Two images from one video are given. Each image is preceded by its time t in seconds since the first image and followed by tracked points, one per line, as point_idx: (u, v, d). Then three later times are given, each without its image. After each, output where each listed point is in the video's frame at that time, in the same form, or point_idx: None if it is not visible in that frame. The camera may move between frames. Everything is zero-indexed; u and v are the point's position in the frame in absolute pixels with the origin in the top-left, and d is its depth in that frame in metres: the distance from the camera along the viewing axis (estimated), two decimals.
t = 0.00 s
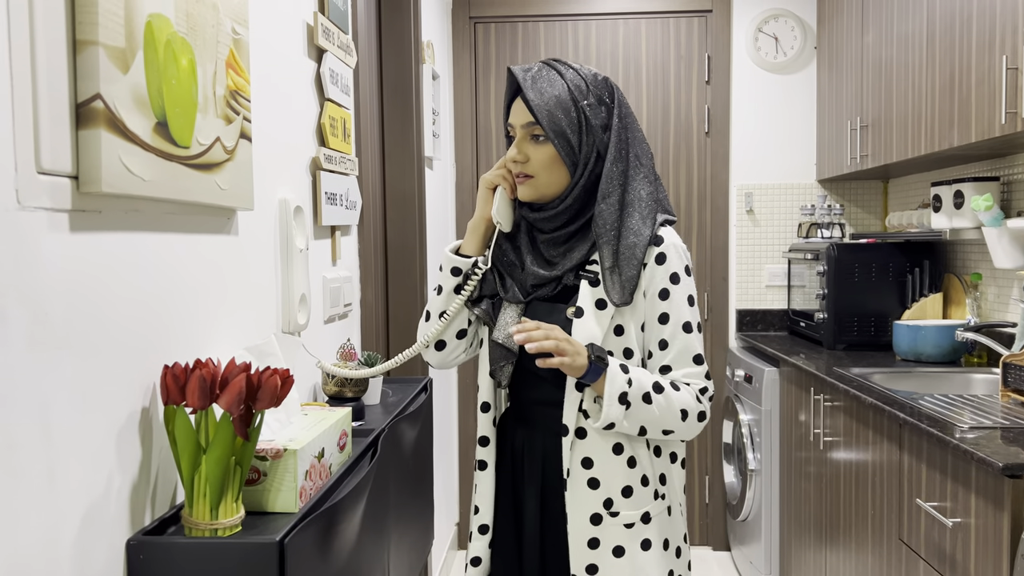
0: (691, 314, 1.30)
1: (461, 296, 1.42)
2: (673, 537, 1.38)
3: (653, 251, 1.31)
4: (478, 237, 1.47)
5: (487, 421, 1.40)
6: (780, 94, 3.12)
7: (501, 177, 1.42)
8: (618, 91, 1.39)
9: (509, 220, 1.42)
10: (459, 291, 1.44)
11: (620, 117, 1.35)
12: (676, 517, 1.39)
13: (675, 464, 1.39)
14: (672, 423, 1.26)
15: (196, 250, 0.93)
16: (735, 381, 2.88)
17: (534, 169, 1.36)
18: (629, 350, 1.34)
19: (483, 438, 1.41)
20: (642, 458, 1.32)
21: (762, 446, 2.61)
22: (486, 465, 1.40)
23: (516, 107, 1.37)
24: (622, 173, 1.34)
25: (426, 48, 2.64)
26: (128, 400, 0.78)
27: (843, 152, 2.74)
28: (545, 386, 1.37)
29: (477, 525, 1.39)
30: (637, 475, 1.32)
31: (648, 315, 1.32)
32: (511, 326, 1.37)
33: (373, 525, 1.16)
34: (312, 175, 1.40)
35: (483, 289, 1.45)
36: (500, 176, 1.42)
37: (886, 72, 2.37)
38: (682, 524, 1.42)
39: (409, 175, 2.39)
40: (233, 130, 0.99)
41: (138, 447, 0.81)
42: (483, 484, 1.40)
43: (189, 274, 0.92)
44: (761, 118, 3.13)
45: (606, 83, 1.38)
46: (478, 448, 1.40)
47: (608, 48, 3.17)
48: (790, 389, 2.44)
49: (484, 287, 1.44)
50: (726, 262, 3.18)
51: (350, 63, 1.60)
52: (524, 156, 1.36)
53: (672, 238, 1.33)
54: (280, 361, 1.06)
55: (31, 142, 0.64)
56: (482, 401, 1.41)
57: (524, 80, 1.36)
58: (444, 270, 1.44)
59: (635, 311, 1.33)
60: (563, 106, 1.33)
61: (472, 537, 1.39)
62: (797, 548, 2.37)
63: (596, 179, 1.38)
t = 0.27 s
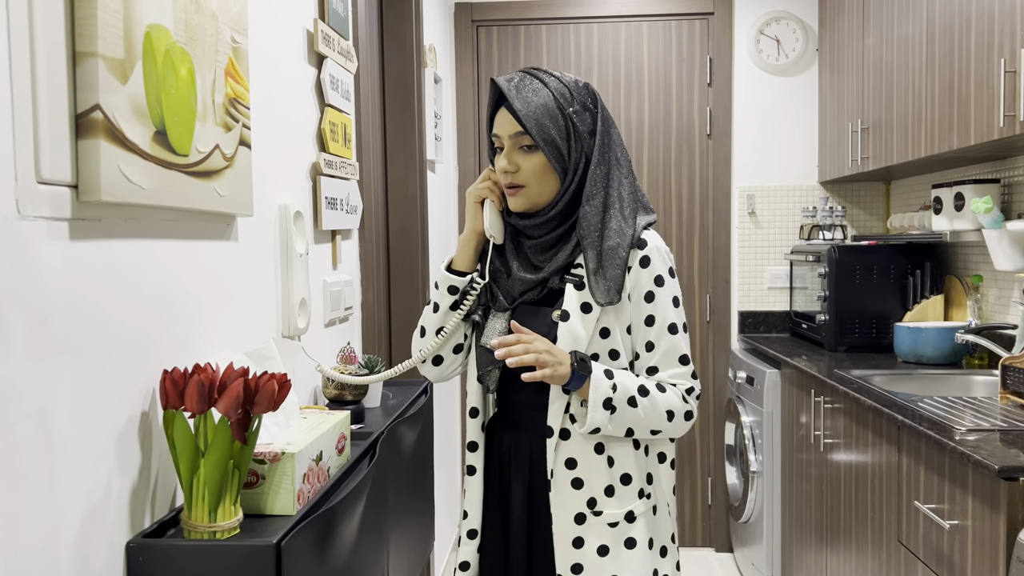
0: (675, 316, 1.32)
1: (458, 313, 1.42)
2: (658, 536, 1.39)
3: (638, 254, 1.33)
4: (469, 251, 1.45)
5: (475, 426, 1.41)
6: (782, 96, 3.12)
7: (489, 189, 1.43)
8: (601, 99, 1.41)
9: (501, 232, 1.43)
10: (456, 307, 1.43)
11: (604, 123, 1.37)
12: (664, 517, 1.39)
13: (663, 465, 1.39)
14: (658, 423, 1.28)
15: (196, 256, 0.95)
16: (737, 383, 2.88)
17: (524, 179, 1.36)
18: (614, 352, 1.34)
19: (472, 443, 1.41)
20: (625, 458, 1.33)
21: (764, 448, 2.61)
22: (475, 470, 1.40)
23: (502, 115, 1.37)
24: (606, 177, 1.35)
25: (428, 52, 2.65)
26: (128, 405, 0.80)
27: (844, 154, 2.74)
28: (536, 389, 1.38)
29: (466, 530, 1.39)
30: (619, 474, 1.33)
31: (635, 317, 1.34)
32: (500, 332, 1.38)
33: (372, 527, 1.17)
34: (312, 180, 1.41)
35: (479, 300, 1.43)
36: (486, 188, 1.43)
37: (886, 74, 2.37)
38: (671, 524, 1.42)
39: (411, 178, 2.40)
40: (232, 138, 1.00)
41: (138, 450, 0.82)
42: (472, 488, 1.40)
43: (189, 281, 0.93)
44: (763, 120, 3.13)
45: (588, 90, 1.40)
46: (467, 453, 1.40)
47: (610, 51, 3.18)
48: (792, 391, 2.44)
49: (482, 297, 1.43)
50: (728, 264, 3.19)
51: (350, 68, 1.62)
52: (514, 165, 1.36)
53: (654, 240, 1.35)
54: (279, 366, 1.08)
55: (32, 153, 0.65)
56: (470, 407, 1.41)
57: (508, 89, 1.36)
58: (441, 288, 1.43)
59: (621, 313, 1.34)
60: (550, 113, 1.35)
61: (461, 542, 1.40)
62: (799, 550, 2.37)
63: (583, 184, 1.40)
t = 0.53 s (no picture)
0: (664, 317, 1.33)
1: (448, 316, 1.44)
2: (651, 532, 1.40)
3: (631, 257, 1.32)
4: (458, 254, 1.47)
5: (469, 430, 1.41)
6: (782, 98, 3.13)
7: (478, 195, 1.45)
8: (590, 104, 1.42)
9: (489, 236, 1.45)
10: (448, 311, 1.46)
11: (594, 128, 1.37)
12: (655, 513, 1.42)
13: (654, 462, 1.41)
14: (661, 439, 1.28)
15: (196, 259, 0.97)
16: (737, 383, 2.89)
17: (516, 184, 1.37)
18: (607, 354, 1.35)
19: (466, 446, 1.41)
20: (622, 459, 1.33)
21: (764, 448, 2.62)
22: (470, 473, 1.40)
23: (492, 122, 1.38)
24: (597, 181, 1.36)
25: (429, 55, 2.67)
26: (127, 406, 0.82)
27: (844, 154, 2.75)
28: (531, 390, 1.39)
29: (460, 531, 1.41)
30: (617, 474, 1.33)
31: (626, 320, 1.34)
32: (493, 337, 1.38)
33: (370, 526, 1.18)
34: (311, 183, 1.43)
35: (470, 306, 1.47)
36: (474, 193, 1.46)
37: (885, 75, 2.38)
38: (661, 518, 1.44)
39: (412, 181, 2.42)
40: (230, 143, 1.02)
41: (137, 450, 0.84)
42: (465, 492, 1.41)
43: (190, 283, 0.95)
44: (764, 121, 3.14)
45: (577, 95, 1.41)
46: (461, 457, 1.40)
47: (611, 53, 3.19)
48: (792, 391, 2.45)
49: (472, 304, 1.47)
50: (729, 264, 3.19)
51: (349, 73, 1.63)
52: (506, 171, 1.37)
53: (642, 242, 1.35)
54: (276, 366, 1.10)
55: (31, 160, 0.67)
56: (464, 410, 1.42)
57: (498, 96, 1.37)
58: (431, 292, 1.46)
59: (614, 314, 1.35)
60: (541, 119, 1.36)
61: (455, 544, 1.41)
62: (799, 550, 2.38)
63: (574, 189, 1.41)
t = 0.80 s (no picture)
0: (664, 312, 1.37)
1: (449, 315, 1.40)
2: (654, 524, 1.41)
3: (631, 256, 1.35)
4: (457, 254, 1.44)
5: (472, 434, 1.38)
6: (782, 99, 3.14)
7: (477, 195, 1.43)
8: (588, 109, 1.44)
9: (488, 237, 1.44)
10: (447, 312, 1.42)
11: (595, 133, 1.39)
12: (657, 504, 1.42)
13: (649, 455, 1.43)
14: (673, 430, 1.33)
15: (198, 262, 0.99)
16: (738, 384, 2.89)
17: (519, 188, 1.37)
18: (613, 351, 1.37)
19: (468, 450, 1.39)
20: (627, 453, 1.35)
21: (764, 448, 2.63)
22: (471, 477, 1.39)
23: (495, 125, 1.38)
24: (599, 185, 1.38)
25: (430, 58, 2.69)
26: (128, 406, 0.84)
27: (843, 155, 2.76)
28: (534, 391, 1.40)
29: (461, 534, 1.38)
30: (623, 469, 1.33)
31: (630, 316, 1.37)
32: (501, 340, 1.36)
33: (369, 525, 1.20)
34: (311, 187, 1.45)
35: (470, 307, 1.42)
36: (473, 194, 1.44)
37: (883, 77, 2.39)
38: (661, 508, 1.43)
39: (413, 183, 2.44)
40: (230, 148, 1.04)
41: (138, 450, 0.86)
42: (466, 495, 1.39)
43: (190, 283, 0.97)
44: (764, 122, 3.15)
45: (576, 99, 1.42)
46: (462, 460, 1.38)
47: (612, 55, 3.21)
48: (791, 392, 2.46)
49: (472, 304, 1.43)
50: (730, 265, 3.20)
51: (348, 78, 1.65)
52: (509, 174, 1.37)
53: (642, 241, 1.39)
54: (276, 369, 1.11)
55: (34, 168, 0.69)
56: (468, 414, 1.39)
57: (501, 100, 1.37)
58: (430, 292, 1.41)
59: (619, 312, 1.37)
60: (544, 123, 1.37)
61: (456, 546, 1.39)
62: (798, 549, 2.39)
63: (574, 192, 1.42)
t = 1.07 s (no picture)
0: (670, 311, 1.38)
1: (451, 315, 1.40)
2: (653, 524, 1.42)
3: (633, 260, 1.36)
4: (459, 257, 1.45)
5: (475, 433, 1.39)
6: (780, 101, 3.15)
7: (478, 198, 1.44)
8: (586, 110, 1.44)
9: (491, 238, 1.44)
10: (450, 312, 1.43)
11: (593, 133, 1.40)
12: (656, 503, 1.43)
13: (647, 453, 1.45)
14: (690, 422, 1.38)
15: (195, 264, 1.01)
16: (736, 384, 2.90)
17: (519, 190, 1.38)
18: (616, 352, 1.37)
19: (471, 449, 1.39)
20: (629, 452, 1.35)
21: (762, 448, 2.64)
22: (476, 476, 1.39)
23: (493, 128, 1.39)
24: (598, 186, 1.38)
25: (429, 61, 2.71)
26: (126, 405, 0.85)
27: (840, 156, 2.77)
28: (533, 390, 1.40)
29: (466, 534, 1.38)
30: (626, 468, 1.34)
31: (638, 315, 1.36)
32: (503, 341, 1.36)
33: (364, 523, 1.22)
34: (308, 189, 1.46)
35: (473, 307, 1.42)
36: (475, 196, 1.45)
37: (879, 77, 2.40)
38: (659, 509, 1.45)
39: (412, 185, 2.45)
40: (226, 152, 1.06)
41: (135, 448, 0.87)
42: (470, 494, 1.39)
43: (187, 282, 0.99)
44: (762, 123, 3.16)
45: (575, 101, 1.42)
46: (466, 460, 1.39)
47: (611, 57, 3.22)
48: (788, 391, 2.47)
49: (475, 305, 1.42)
50: (728, 266, 3.21)
51: (346, 81, 1.67)
52: (508, 177, 1.38)
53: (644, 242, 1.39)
54: (272, 369, 1.12)
55: (32, 172, 0.71)
56: (470, 414, 1.40)
57: (499, 103, 1.38)
58: (433, 291, 1.41)
59: (621, 312, 1.36)
60: (542, 125, 1.37)
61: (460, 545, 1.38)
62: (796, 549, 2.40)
63: (574, 193, 1.43)
